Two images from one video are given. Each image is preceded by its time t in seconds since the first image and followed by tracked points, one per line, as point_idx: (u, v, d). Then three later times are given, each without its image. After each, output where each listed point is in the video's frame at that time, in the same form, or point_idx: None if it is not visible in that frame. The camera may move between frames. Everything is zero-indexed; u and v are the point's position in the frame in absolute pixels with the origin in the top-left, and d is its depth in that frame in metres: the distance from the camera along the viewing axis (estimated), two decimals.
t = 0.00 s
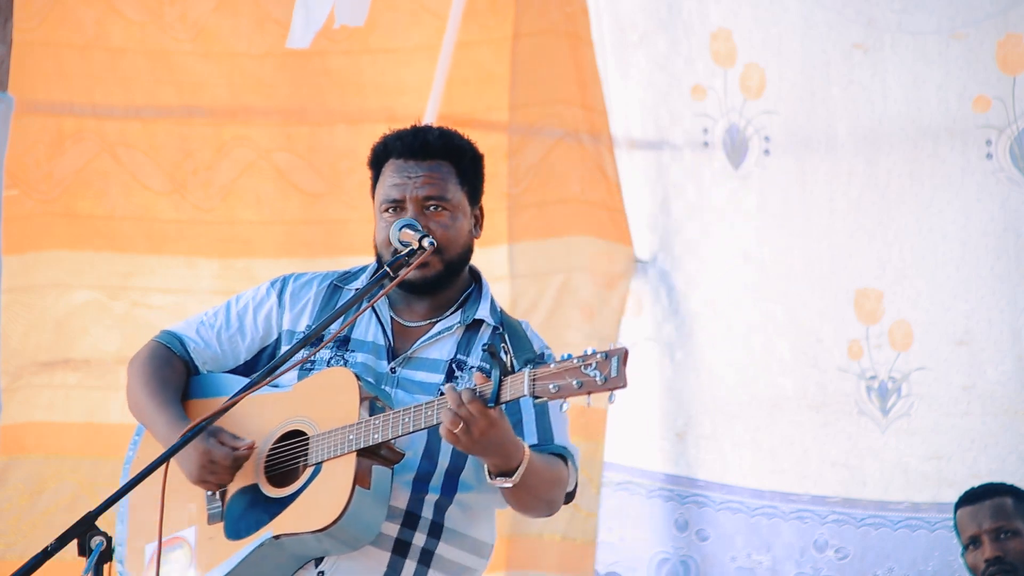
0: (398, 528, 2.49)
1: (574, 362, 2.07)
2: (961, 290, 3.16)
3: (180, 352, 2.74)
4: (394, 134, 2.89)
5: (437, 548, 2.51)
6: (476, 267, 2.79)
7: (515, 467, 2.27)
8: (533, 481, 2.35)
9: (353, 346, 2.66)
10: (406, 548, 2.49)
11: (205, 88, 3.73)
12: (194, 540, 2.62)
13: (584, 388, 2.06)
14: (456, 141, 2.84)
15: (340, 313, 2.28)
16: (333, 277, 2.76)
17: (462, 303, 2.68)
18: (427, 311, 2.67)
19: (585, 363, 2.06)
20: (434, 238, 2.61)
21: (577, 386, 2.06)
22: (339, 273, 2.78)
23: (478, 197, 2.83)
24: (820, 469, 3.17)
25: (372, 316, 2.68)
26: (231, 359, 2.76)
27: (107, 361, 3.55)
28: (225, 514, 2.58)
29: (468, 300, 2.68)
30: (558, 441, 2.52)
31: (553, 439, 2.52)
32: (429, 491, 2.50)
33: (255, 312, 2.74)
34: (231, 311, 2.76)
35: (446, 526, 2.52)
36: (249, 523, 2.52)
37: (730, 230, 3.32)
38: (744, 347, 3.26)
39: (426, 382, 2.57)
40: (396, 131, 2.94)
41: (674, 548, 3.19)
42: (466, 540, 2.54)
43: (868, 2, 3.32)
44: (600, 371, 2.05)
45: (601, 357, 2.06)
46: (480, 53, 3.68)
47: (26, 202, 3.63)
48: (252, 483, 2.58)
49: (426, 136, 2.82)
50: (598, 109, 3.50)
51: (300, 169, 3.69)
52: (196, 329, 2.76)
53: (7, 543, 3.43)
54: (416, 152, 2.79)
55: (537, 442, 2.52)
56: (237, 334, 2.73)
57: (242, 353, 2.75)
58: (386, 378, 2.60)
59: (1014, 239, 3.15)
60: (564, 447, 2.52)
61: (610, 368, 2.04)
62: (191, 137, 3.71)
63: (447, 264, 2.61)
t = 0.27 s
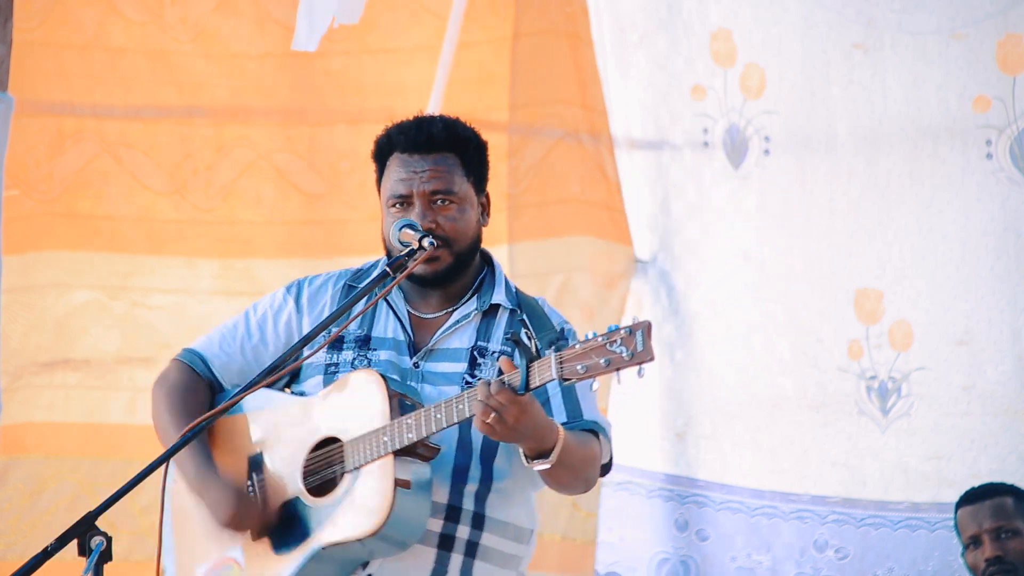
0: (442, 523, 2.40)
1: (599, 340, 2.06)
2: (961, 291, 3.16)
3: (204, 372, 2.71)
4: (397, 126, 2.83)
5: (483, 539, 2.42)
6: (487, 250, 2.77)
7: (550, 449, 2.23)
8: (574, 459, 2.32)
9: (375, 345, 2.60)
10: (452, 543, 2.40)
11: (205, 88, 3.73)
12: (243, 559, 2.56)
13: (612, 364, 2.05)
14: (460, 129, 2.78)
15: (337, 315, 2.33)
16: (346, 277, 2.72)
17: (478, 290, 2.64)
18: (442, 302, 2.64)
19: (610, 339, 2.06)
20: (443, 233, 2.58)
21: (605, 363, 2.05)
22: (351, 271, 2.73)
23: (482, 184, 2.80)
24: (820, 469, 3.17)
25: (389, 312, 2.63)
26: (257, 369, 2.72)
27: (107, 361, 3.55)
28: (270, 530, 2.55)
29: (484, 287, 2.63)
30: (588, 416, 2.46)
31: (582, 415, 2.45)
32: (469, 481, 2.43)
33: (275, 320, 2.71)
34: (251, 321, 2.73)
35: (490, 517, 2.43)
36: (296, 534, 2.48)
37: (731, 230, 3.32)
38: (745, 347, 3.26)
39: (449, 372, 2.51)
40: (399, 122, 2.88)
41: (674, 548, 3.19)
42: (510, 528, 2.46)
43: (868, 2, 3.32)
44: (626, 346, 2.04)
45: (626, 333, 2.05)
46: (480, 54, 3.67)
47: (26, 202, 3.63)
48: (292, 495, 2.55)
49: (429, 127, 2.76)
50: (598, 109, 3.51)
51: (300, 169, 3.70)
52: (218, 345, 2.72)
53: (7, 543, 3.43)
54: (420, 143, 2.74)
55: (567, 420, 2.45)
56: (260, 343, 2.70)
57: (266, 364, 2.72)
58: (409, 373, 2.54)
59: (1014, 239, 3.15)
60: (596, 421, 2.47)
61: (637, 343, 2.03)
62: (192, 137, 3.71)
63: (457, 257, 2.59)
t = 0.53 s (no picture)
0: (499, 500, 2.31)
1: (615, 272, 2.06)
2: (961, 291, 3.16)
3: (240, 414, 2.67)
4: (382, 124, 2.86)
5: (541, 513, 2.35)
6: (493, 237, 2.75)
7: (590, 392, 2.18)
8: (611, 410, 2.24)
9: (400, 344, 2.55)
10: (512, 519, 2.31)
11: (206, 89, 3.73)
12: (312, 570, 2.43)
13: (632, 291, 2.03)
14: (442, 119, 2.79)
15: (335, 316, 2.36)
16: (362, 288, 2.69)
17: (490, 274, 2.60)
18: (458, 290, 2.60)
19: (625, 268, 2.05)
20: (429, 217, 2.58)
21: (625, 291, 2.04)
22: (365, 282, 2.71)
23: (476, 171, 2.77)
24: (820, 469, 3.16)
25: (408, 310, 2.59)
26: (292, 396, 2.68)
27: (107, 361, 3.55)
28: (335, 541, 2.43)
29: (497, 269, 2.60)
30: (622, 372, 2.40)
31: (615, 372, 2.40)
32: (518, 456, 2.35)
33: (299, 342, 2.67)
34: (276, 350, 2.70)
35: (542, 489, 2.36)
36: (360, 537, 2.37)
37: (731, 230, 3.32)
38: (745, 347, 3.26)
39: (479, 352, 2.47)
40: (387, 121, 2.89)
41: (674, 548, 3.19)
42: (557, 497, 2.40)
43: (867, 2, 3.32)
44: (642, 271, 2.03)
45: (640, 258, 2.04)
46: (480, 54, 3.67)
47: (26, 202, 3.64)
48: (346, 502, 2.44)
49: (408, 120, 2.79)
50: (598, 109, 3.51)
51: (300, 169, 3.69)
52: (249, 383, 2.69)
53: (7, 543, 3.43)
54: (402, 134, 2.76)
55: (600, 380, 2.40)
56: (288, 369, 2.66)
57: (299, 387, 2.68)
58: (438, 362, 2.49)
59: (1014, 239, 3.15)
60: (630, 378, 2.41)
61: (652, 265, 2.02)
62: (192, 138, 3.71)
63: (447, 240, 2.57)
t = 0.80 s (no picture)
0: (496, 486, 2.28)
1: (612, 232, 2.04)
2: (961, 290, 3.16)
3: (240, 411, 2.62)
4: (397, 120, 2.89)
5: (538, 501, 2.31)
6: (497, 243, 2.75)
7: (586, 368, 2.14)
8: (608, 390, 2.20)
9: (399, 336, 2.54)
10: (508, 504, 2.27)
11: (206, 89, 3.73)
12: (309, 561, 2.40)
13: (630, 247, 2.01)
14: (451, 117, 2.81)
15: (336, 316, 2.33)
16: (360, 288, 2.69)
17: (490, 274, 2.60)
18: (456, 288, 2.61)
19: (622, 228, 2.04)
20: (427, 210, 2.56)
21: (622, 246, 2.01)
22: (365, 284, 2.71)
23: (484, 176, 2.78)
24: (820, 469, 3.17)
25: (408, 305, 2.57)
26: (293, 391, 2.64)
27: (107, 361, 3.55)
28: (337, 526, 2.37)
29: (497, 270, 2.59)
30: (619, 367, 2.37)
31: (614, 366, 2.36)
32: (515, 443, 2.32)
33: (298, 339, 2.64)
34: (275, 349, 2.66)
35: (540, 480, 2.32)
36: (359, 520, 2.31)
37: (731, 230, 3.32)
38: (745, 347, 3.26)
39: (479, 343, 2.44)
40: (403, 116, 2.93)
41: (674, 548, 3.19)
42: (557, 489, 2.35)
43: (867, 2, 3.32)
44: (639, 228, 2.02)
45: (636, 218, 2.04)
46: (480, 54, 3.67)
47: (26, 202, 3.64)
48: (345, 487, 2.38)
49: (421, 116, 2.82)
50: (598, 109, 3.51)
51: (300, 169, 3.69)
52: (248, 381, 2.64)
53: (7, 544, 3.42)
54: (413, 129, 2.78)
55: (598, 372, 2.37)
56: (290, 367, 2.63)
57: (299, 383, 2.64)
58: (436, 353, 2.47)
59: (1014, 239, 3.15)
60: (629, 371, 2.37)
61: (648, 222, 2.02)
62: (192, 138, 3.71)
63: (444, 234, 2.56)
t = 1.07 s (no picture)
0: (470, 491, 2.27)
1: (631, 253, 2.04)
2: (961, 291, 3.16)
3: (207, 387, 2.53)
4: (389, 120, 2.89)
5: (510, 510, 2.31)
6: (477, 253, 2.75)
7: (580, 390, 2.17)
8: (594, 412, 2.24)
9: (378, 334, 2.53)
10: (481, 510, 2.27)
11: (206, 89, 3.73)
12: (279, 552, 2.29)
13: (648, 272, 2.02)
14: (447, 120, 2.82)
15: (339, 314, 2.30)
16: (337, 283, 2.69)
17: (471, 282, 2.60)
18: (436, 293, 2.59)
19: (641, 250, 2.03)
20: (415, 209, 2.56)
21: (641, 270, 2.02)
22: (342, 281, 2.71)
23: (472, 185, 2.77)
24: (820, 469, 3.16)
25: (388, 304, 2.57)
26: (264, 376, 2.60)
27: (107, 362, 3.55)
28: (307, 519, 2.29)
29: (477, 278, 2.59)
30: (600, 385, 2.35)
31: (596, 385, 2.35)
32: (491, 450, 2.33)
33: (273, 327, 2.63)
34: (250, 335, 2.64)
35: (513, 489, 2.33)
36: (332, 518, 2.25)
37: (730, 230, 3.32)
38: (745, 347, 3.26)
39: (460, 349, 2.44)
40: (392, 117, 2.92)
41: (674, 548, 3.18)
42: (530, 500, 2.35)
43: (868, 2, 3.32)
44: (659, 253, 2.02)
45: (656, 241, 2.03)
46: (480, 54, 3.67)
47: (26, 203, 3.63)
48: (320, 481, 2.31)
49: (415, 116, 2.82)
50: (599, 110, 3.51)
51: (300, 170, 3.69)
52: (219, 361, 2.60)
53: (7, 544, 3.42)
54: (405, 129, 2.79)
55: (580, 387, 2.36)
56: (262, 351, 2.60)
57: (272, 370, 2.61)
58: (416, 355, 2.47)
59: (1014, 239, 3.15)
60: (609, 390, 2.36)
61: (669, 247, 2.02)
62: (192, 138, 3.71)
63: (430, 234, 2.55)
